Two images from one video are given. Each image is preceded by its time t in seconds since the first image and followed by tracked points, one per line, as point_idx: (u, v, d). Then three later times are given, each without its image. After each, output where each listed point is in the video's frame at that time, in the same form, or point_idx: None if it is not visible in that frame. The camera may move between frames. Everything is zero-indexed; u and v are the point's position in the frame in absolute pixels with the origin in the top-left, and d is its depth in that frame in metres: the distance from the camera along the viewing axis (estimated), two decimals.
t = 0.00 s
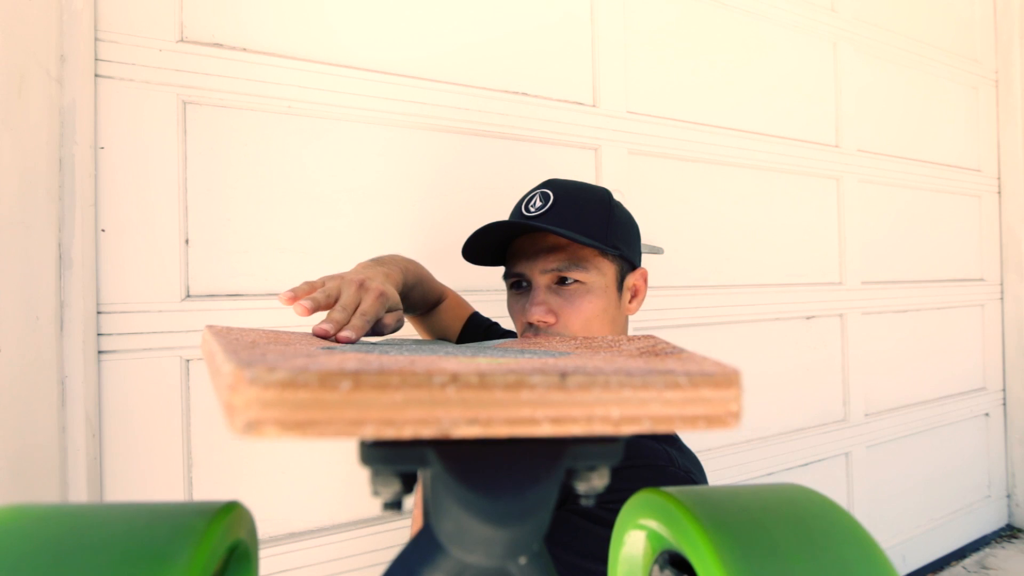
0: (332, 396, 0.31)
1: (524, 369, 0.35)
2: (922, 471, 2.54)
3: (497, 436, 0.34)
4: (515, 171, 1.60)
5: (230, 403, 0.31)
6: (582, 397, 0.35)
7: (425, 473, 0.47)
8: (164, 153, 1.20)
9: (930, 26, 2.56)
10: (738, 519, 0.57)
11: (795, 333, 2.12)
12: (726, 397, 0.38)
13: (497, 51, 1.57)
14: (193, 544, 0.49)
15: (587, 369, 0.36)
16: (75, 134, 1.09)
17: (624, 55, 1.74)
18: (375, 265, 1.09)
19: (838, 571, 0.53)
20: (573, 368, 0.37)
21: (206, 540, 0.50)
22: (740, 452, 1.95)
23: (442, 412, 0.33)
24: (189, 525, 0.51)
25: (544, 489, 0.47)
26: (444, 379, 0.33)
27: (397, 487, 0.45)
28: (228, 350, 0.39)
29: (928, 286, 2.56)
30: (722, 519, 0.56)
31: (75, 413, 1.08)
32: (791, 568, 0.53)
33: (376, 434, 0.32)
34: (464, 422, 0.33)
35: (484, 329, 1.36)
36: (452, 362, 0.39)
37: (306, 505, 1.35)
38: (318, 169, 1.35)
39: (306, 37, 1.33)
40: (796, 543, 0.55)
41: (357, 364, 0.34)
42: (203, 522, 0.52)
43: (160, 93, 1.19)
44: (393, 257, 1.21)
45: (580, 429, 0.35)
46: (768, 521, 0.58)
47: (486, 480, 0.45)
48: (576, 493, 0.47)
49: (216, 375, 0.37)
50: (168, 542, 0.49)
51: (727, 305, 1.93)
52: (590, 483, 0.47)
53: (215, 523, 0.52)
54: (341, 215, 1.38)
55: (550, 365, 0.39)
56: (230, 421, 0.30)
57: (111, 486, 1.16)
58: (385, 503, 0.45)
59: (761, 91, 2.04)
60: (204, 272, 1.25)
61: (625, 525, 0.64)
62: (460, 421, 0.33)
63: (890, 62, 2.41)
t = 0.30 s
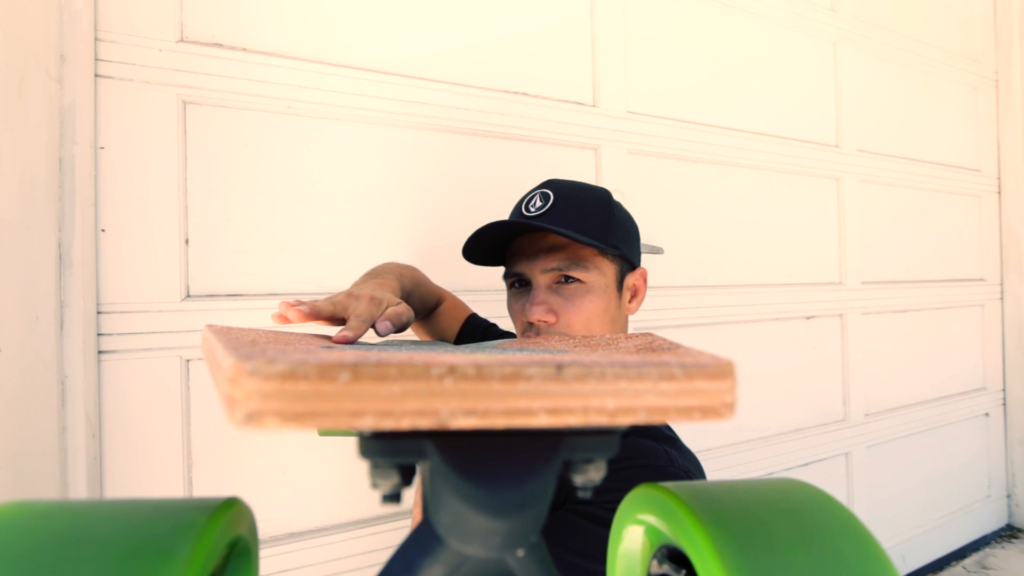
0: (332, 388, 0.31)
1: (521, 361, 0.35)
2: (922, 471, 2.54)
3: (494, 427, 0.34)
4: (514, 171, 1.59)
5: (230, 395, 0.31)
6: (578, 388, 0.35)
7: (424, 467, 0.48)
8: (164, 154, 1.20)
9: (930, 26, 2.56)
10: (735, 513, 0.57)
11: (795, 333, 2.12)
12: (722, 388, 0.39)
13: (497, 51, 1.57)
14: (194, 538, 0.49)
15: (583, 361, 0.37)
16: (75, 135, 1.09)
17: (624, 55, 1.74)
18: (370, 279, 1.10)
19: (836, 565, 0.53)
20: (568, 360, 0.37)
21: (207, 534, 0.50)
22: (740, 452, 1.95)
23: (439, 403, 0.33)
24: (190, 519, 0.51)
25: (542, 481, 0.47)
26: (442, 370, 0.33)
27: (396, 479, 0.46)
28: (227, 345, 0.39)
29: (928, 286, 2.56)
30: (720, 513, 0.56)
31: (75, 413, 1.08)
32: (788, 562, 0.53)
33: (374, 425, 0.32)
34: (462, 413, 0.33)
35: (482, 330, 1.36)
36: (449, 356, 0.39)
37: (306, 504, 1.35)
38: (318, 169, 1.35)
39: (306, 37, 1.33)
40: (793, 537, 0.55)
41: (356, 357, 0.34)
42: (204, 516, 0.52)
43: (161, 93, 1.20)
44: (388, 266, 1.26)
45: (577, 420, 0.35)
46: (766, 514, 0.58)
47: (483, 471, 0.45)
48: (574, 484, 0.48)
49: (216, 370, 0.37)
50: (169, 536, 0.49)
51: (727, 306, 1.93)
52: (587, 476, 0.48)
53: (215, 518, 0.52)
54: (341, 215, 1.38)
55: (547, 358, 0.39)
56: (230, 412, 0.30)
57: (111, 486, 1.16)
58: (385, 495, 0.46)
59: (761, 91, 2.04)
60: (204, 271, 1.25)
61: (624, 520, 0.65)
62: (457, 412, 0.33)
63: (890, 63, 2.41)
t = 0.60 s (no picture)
0: (333, 386, 0.32)
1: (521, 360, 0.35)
2: (922, 471, 2.54)
3: (495, 426, 0.34)
4: (514, 171, 1.59)
5: (232, 393, 0.31)
6: (578, 388, 0.35)
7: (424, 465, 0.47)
8: (163, 154, 1.20)
9: (930, 26, 2.56)
10: (734, 513, 0.57)
11: (795, 332, 2.12)
12: (723, 389, 0.39)
13: (497, 51, 1.57)
14: (195, 536, 0.49)
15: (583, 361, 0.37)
16: (74, 135, 1.09)
17: (625, 55, 1.74)
18: (367, 286, 1.11)
19: (834, 566, 0.53)
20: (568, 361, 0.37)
21: (208, 531, 0.50)
22: (740, 452, 1.94)
23: (440, 402, 0.33)
24: (190, 517, 0.51)
25: (542, 480, 0.47)
26: (443, 369, 0.33)
27: (397, 479, 0.46)
28: (228, 344, 0.39)
29: (928, 286, 2.56)
30: (718, 512, 0.56)
31: (75, 413, 1.08)
32: (786, 561, 0.53)
33: (375, 423, 0.32)
34: (463, 412, 0.33)
35: (479, 332, 1.35)
36: (450, 356, 0.39)
37: (307, 504, 1.35)
38: (318, 169, 1.35)
39: (306, 37, 1.33)
40: (792, 538, 0.55)
41: (358, 356, 0.34)
42: (205, 515, 0.52)
43: (161, 93, 1.20)
44: (386, 271, 1.28)
45: (577, 420, 0.35)
46: (764, 514, 0.58)
47: (484, 471, 0.45)
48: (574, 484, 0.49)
49: (218, 368, 0.37)
50: (171, 532, 0.49)
51: (726, 306, 1.93)
52: (587, 476, 0.48)
53: (216, 515, 0.52)
54: (341, 215, 1.38)
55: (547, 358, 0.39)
56: (231, 410, 0.30)
57: (110, 486, 1.16)
58: (385, 494, 0.46)
59: (761, 91, 2.04)
60: (204, 271, 1.25)
61: (624, 521, 0.65)
62: (458, 411, 0.33)
63: (889, 62, 2.41)
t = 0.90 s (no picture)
0: (308, 390, 0.32)
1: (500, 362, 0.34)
2: (922, 471, 2.54)
3: (472, 428, 0.34)
4: (513, 170, 1.59)
5: (208, 398, 0.31)
6: (557, 389, 0.35)
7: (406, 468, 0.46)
8: (162, 154, 1.20)
9: (930, 26, 2.56)
10: (724, 513, 0.57)
11: (794, 332, 2.12)
12: (703, 388, 0.38)
13: (497, 52, 1.57)
14: (180, 541, 0.49)
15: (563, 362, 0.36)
16: (74, 135, 1.09)
17: (624, 55, 1.74)
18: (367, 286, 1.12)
19: (823, 565, 0.53)
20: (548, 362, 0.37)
21: (193, 537, 0.50)
22: (739, 452, 1.95)
23: (417, 405, 0.33)
24: (176, 522, 0.51)
25: (524, 480, 0.47)
26: (420, 372, 0.33)
27: (378, 482, 0.44)
28: (214, 348, 0.39)
29: (928, 286, 2.56)
30: (707, 512, 0.56)
31: (75, 413, 1.08)
32: (775, 561, 0.53)
33: (351, 427, 0.32)
34: (440, 414, 0.33)
35: (478, 332, 1.36)
36: (432, 358, 0.39)
37: (305, 505, 1.35)
38: (318, 169, 1.35)
39: (306, 37, 1.33)
40: (781, 538, 0.55)
41: (336, 360, 0.34)
42: (191, 519, 0.52)
43: (161, 93, 1.20)
44: (386, 271, 1.29)
45: (556, 421, 0.35)
46: (753, 513, 0.58)
47: (466, 472, 0.45)
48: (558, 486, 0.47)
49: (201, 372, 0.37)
50: (155, 539, 0.49)
51: (726, 306, 1.93)
52: (570, 477, 0.47)
53: (202, 520, 0.52)
54: (340, 215, 1.38)
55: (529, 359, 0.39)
56: (208, 415, 0.31)
57: (110, 486, 1.16)
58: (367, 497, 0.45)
59: (761, 91, 2.04)
60: (204, 272, 1.25)
61: (615, 520, 0.65)
62: (435, 414, 0.33)
63: (890, 63, 2.41)
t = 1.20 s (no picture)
0: (272, 398, 0.29)
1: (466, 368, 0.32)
2: (921, 471, 2.54)
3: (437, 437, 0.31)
4: (513, 170, 1.59)
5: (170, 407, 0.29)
6: (525, 397, 0.32)
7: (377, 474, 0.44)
8: (161, 154, 1.20)
9: (931, 26, 2.56)
10: (708, 518, 0.53)
11: (794, 332, 2.12)
12: (673, 395, 0.35)
13: (496, 52, 1.56)
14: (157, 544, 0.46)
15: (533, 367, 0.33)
16: (74, 136, 1.09)
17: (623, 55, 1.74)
18: (370, 284, 1.13)
19: (809, 574, 0.50)
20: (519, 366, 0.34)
21: (173, 539, 0.47)
22: (739, 452, 1.94)
23: (382, 413, 0.30)
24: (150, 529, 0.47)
25: (496, 488, 0.45)
26: (385, 379, 0.30)
27: (348, 490, 0.42)
28: (190, 351, 0.37)
29: (928, 286, 2.56)
30: (690, 516, 0.53)
31: (75, 413, 1.08)
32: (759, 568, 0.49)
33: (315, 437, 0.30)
34: (404, 423, 0.31)
35: (477, 332, 1.36)
36: (407, 361, 0.37)
37: (302, 505, 1.34)
38: (318, 169, 1.36)
39: (306, 38, 1.33)
40: (766, 544, 0.52)
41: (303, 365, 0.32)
42: (172, 521, 0.48)
43: (161, 93, 1.20)
44: (387, 270, 1.30)
45: (523, 429, 0.32)
46: (739, 517, 0.54)
47: (435, 480, 0.43)
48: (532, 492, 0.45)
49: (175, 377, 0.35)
50: (132, 542, 0.46)
51: (725, 306, 1.93)
52: (544, 484, 0.45)
53: (184, 522, 0.49)
54: (339, 215, 1.38)
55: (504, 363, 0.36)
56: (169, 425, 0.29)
57: (109, 487, 1.16)
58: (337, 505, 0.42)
59: (761, 91, 2.03)
60: (204, 272, 1.25)
61: (600, 525, 0.62)
62: (400, 423, 0.31)
63: (890, 63, 2.41)
